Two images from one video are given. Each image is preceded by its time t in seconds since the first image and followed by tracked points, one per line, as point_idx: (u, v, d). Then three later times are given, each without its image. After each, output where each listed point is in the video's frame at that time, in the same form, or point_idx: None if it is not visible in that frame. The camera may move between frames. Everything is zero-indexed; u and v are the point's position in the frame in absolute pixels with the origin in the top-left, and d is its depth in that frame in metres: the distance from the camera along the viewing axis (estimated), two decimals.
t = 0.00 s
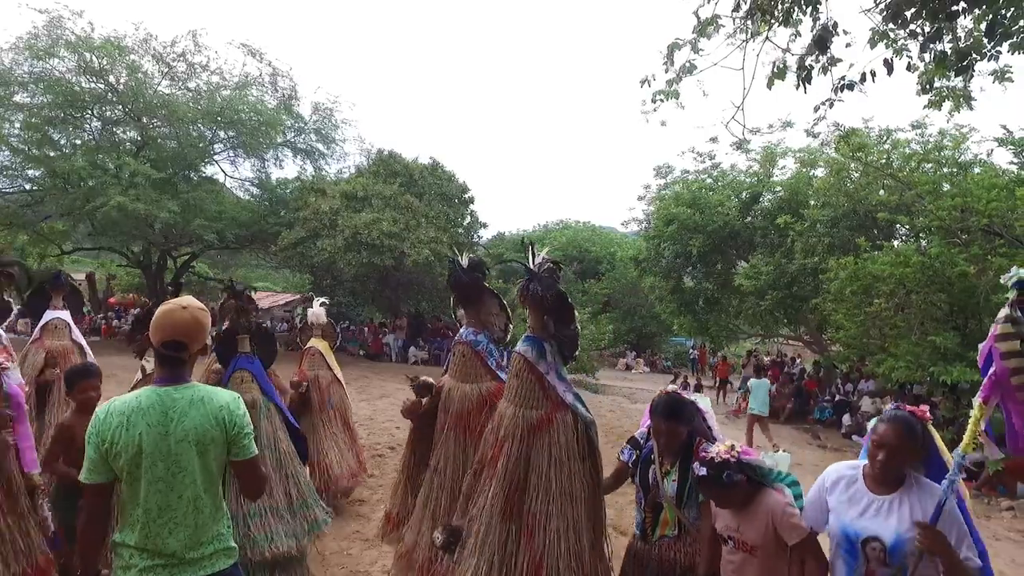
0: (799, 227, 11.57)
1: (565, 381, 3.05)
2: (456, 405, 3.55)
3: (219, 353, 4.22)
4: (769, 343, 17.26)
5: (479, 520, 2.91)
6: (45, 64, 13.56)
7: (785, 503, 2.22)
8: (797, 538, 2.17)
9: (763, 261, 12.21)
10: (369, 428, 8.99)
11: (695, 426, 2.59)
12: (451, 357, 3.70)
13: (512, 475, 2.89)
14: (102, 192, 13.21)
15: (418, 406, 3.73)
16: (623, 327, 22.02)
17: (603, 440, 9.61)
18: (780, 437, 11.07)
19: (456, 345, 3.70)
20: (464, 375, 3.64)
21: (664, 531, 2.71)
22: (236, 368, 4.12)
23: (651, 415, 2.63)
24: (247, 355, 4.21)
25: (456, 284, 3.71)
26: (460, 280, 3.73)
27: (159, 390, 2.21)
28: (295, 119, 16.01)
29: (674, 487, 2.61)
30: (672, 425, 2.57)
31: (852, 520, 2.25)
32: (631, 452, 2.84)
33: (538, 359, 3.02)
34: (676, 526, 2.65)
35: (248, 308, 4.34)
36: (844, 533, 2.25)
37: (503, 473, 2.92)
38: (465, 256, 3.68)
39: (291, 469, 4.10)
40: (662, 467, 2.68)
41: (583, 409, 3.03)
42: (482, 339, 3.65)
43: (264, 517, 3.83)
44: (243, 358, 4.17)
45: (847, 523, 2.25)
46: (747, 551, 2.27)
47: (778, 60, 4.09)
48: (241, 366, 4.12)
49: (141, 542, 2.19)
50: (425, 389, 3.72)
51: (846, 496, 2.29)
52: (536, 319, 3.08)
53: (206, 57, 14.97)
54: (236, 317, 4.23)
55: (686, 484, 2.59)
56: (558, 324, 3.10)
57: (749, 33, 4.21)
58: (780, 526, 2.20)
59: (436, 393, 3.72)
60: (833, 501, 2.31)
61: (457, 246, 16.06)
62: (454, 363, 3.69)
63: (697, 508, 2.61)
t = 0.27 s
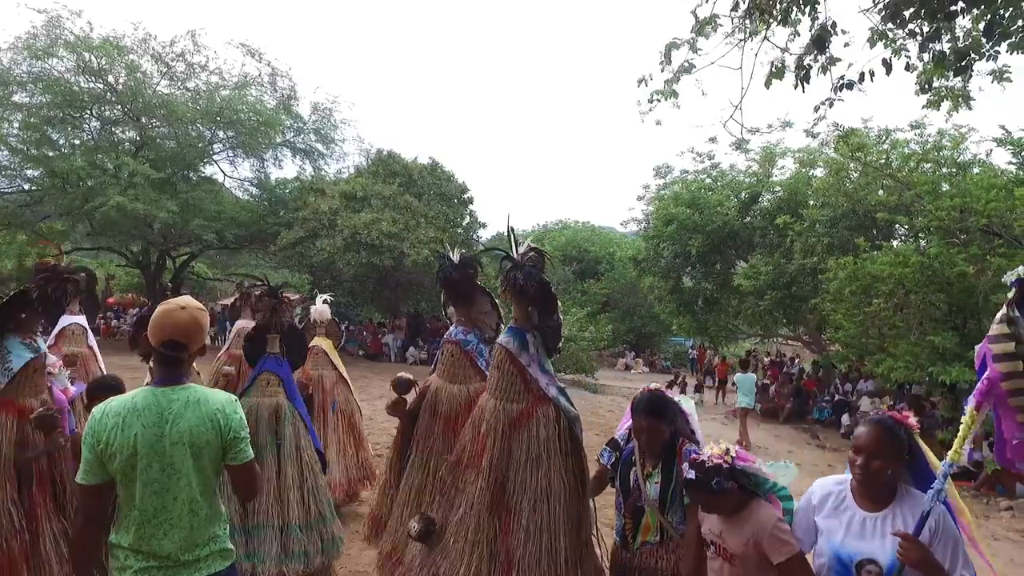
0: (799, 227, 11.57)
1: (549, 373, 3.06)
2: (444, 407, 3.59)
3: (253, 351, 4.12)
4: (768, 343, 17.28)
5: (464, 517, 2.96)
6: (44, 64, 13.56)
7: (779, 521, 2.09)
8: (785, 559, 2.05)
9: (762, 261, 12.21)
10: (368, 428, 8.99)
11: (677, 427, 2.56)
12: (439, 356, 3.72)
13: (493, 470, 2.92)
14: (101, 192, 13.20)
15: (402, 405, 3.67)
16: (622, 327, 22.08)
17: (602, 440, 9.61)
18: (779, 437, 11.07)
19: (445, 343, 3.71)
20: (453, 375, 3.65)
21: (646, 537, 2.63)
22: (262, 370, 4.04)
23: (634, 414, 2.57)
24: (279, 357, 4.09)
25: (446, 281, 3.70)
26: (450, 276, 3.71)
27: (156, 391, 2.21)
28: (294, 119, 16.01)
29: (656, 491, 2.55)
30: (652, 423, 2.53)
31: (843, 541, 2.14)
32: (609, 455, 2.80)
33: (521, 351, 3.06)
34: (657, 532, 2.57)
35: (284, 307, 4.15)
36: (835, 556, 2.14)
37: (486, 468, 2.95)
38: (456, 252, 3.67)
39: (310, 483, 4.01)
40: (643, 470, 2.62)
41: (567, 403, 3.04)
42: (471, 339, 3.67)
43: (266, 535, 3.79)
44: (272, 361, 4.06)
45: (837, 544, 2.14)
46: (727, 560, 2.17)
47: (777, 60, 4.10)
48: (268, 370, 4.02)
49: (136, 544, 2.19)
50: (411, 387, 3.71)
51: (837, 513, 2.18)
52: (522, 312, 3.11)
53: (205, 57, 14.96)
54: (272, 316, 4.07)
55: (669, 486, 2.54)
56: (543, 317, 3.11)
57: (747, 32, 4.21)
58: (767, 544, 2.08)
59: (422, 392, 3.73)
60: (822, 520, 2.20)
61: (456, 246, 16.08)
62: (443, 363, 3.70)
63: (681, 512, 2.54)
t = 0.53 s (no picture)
0: (796, 227, 11.59)
1: (525, 375, 3.04)
2: (429, 403, 3.54)
3: (269, 353, 3.68)
4: (766, 343, 17.32)
5: (438, 525, 2.90)
6: (41, 63, 13.53)
7: (767, 523, 2.09)
8: (773, 566, 2.04)
9: (760, 261, 12.23)
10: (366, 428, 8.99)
11: (663, 428, 2.50)
12: (426, 352, 3.66)
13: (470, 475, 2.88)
14: (98, 191, 13.18)
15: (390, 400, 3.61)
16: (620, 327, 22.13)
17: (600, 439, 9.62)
18: (776, 437, 11.08)
19: (432, 339, 3.66)
20: (439, 372, 3.59)
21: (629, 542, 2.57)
22: (275, 375, 3.58)
23: (620, 410, 2.49)
24: (295, 361, 3.60)
25: (429, 273, 3.61)
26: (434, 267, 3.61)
27: (150, 391, 2.21)
28: (292, 119, 15.99)
29: (638, 495, 2.48)
30: (640, 419, 2.45)
31: (827, 537, 2.13)
32: (595, 455, 2.73)
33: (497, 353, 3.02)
34: (639, 537, 2.50)
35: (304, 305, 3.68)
36: (820, 553, 2.13)
37: (463, 473, 2.90)
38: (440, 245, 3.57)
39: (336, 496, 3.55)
40: (627, 472, 2.55)
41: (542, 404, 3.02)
42: (458, 334, 3.61)
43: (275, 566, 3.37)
44: (287, 365, 3.58)
45: (822, 541, 2.14)
46: (716, 569, 2.15)
47: (775, 59, 4.10)
48: (282, 375, 3.56)
49: (132, 545, 2.18)
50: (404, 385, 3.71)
51: (824, 509, 2.18)
52: (496, 312, 3.08)
53: (203, 56, 14.93)
54: (288, 313, 3.64)
55: (651, 493, 2.46)
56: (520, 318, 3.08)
57: (745, 32, 4.21)
58: (756, 550, 2.07)
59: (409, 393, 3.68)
60: (809, 516, 2.20)
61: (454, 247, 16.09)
62: (429, 359, 3.63)
63: (666, 519, 2.47)
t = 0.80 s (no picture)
0: (793, 227, 11.60)
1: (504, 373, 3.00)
2: (416, 404, 3.59)
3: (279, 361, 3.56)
4: (763, 343, 17.37)
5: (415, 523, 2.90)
6: (37, 62, 13.48)
7: (750, 523, 2.08)
8: (754, 566, 2.02)
9: (757, 261, 12.25)
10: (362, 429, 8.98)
11: (647, 425, 2.51)
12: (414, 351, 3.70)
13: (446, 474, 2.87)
14: (94, 191, 13.14)
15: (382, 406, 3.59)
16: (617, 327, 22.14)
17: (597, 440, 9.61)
18: (774, 437, 11.08)
19: (418, 338, 3.67)
20: (425, 370, 3.64)
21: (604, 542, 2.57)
22: (282, 387, 3.43)
23: (605, 401, 2.49)
24: (301, 369, 3.46)
25: (411, 273, 3.58)
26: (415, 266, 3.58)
27: (148, 390, 2.20)
28: (289, 118, 15.96)
29: (617, 492, 2.48)
30: (624, 414, 2.44)
31: (807, 536, 2.12)
32: (578, 455, 2.69)
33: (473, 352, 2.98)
34: (615, 537, 2.51)
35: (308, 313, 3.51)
36: (798, 550, 2.13)
37: (438, 471, 2.89)
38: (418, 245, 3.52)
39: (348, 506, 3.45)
40: (607, 469, 2.56)
41: (520, 400, 3.00)
42: (441, 333, 3.60)
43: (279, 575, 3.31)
44: (293, 374, 3.44)
45: (801, 539, 2.13)
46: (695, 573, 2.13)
47: (771, 60, 4.10)
48: (288, 385, 3.42)
49: (129, 545, 2.18)
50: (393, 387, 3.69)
51: (805, 509, 2.16)
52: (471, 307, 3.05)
53: (200, 55, 14.88)
54: (294, 321, 3.47)
55: (630, 489, 2.46)
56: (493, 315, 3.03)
57: (742, 32, 4.22)
58: (738, 550, 2.06)
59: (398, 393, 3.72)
60: (791, 515, 2.19)
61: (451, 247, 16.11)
62: (416, 357, 3.68)
63: (644, 520, 2.47)
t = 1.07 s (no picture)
0: (791, 227, 11.62)
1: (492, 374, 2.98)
2: (407, 404, 3.59)
3: (273, 362, 3.58)
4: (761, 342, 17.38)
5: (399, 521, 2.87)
6: (34, 61, 13.43)
7: (733, 524, 2.10)
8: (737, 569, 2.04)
9: (755, 260, 12.26)
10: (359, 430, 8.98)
11: (632, 431, 2.50)
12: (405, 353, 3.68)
13: (429, 473, 2.85)
14: (92, 191, 13.12)
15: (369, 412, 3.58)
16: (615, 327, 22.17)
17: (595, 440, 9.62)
18: (772, 437, 11.09)
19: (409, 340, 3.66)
20: (417, 371, 3.63)
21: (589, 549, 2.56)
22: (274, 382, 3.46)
23: (590, 404, 2.49)
24: (293, 365, 3.47)
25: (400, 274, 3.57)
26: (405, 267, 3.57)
27: (142, 392, 2.20)
28: (287, 118, 15.94)
29: (599, 500, 2.48)
30: (607, 418, 2.44)
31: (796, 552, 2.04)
32: (561, 461, 2.70)
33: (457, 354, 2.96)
34: (599, 545, 2.49)
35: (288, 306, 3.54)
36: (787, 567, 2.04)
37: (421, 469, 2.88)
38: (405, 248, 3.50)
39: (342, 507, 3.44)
40: (590, 475, 2.55)
41: (511, 404, 2.98)
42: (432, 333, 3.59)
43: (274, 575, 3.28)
44: (285, 370, 3.46)
45: (789, 554, 2.05)
46: None
47: (769, 60, 4.11)
48: (280, 381, 3.43)
49: (124, 546, 2.18)
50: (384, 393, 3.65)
51: (789, 525, 2.09)
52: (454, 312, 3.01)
53: (197, 55, 14.85)
54: (275, 316, 3.51)
55: (613, 496, 2.46)
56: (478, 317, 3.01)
57: (740, 33, 4.22)
58: (722, 552, 2.07)
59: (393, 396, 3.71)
60: (775, 530, 2.11)
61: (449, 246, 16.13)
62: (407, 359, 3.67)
63: (626, 528, 2.46)
